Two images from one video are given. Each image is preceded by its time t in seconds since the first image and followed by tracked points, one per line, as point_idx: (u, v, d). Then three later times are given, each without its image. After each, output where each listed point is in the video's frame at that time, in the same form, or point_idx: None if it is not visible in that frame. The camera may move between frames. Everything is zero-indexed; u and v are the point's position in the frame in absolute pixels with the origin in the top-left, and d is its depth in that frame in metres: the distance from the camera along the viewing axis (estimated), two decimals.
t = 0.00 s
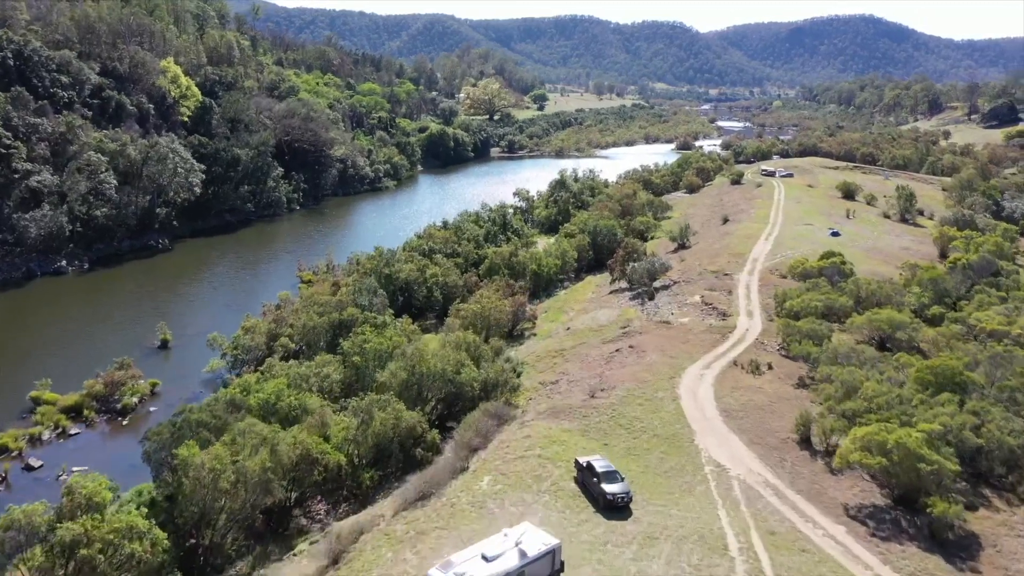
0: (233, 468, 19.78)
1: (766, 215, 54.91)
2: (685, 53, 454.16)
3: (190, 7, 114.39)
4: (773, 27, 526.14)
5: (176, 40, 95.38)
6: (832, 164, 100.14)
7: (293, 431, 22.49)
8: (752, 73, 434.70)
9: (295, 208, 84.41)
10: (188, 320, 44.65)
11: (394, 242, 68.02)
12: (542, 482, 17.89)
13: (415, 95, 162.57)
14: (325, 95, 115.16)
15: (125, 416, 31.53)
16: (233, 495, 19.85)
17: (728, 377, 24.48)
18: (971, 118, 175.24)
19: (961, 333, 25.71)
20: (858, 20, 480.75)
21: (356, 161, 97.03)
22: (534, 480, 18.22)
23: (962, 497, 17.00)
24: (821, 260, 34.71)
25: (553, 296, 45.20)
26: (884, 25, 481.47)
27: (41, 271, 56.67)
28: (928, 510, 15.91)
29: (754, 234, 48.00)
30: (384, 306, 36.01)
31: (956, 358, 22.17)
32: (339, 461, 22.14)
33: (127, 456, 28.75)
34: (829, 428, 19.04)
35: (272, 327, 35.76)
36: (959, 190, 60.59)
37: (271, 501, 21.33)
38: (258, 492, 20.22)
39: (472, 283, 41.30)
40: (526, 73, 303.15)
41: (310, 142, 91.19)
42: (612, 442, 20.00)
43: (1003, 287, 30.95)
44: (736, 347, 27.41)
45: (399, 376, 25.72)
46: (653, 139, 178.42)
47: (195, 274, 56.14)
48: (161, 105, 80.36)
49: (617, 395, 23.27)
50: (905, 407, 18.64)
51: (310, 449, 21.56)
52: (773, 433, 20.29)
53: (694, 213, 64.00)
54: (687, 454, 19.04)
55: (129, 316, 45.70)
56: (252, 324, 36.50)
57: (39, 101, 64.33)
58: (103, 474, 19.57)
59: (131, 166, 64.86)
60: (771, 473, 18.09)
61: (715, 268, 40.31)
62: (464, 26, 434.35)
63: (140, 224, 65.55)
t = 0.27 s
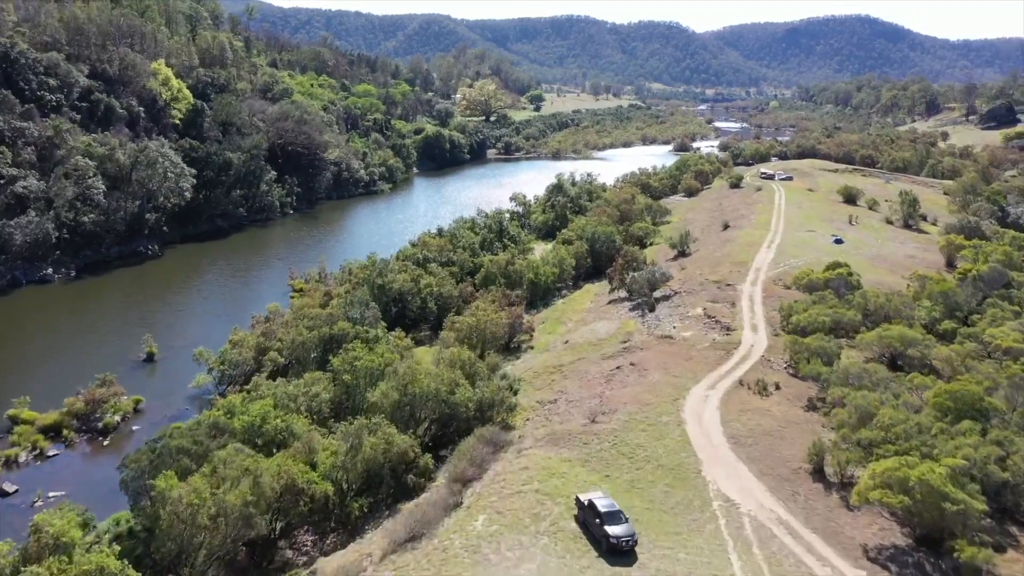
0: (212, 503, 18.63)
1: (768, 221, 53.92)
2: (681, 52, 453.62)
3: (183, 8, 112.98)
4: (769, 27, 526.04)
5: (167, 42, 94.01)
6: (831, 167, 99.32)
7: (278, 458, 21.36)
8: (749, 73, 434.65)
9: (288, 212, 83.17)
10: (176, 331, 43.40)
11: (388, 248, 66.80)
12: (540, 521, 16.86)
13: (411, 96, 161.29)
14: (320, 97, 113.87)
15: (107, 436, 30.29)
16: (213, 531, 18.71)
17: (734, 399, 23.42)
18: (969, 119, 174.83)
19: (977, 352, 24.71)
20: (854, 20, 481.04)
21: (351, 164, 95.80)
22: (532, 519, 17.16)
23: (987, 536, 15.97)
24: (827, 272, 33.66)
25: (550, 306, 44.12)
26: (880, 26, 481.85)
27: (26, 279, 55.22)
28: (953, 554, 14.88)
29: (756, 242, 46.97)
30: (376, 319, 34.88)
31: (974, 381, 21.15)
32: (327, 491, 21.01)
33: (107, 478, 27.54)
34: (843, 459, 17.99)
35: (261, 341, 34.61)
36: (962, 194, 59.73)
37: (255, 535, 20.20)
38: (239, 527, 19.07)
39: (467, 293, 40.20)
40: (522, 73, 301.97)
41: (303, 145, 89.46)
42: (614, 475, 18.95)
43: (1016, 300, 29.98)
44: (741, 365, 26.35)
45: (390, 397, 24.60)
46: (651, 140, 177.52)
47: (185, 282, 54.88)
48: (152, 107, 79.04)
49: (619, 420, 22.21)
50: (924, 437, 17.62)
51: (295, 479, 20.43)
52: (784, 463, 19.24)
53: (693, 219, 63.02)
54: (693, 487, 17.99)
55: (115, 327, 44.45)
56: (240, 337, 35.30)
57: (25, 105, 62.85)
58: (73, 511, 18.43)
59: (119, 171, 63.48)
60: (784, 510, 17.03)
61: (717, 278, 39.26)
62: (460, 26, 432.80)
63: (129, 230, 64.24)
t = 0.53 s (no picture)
0: (189, 542, 17.45)
1: (770, 227, 52.92)
2: (678, 53, 453.17)
3: (175, 9, 111.54)
4: (766, 28, 526.03)
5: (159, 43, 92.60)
6: (831, 170, 98.46)
7: (262, 490, 20.21)
8: (745, 74, 434.64)
9: (282, 217, 81.93)
10: (164, 342, 42.10)
11: (383, 254, 65.66)
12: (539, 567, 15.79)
13: (406, 98, 160.02)
14: (315, 99, 112.58)
15: (86, 457, 28.99)
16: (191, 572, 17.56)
17: (742, 424, 22.31)
18: (967, 121, 174.59)
19: (994, 373, 23.67)
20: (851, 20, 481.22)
21: (346, 167, 94.57)
22: (532, 565, 16.11)
23: None
24: (835, 284, 32.60)
25: (548, 316, 43.02)
26: (877, 26, 482.20)
27: (12, 287, 53.82)
28: None
29: (759, 249, 45.95)
30: (369, 333, 33.73)
31: (996, 409, 20.11)
32: (313, 524, 19.87)
33: (86, 503, 26.27)
34: (862, 496, 16.90)
35: (249, 356, 33.43)
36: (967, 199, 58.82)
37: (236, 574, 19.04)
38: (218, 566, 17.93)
39: (463, 304, 39.08)
40: (519, 74, 300.80)
41: (298, 148, 88.36)
42: (617, 512, 17.87)
43: None
44: (748, 384, 25.25)
45: (381, 420, 23.50)
46: (648, 141, 176.59)
47: (176, 291, 53.61)
48: (143, 110, 77.73)
49: (622, 449, 21.10)
50: (948, 472, 16.57)
51: (279, 513, 19.28)
52: (796, 498, 18.16)
53: (693, 224, 61.99)
54: (700, 526, 16.96)
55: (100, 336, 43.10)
56: (227, 352, 34.07)
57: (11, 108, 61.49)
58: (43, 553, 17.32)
59: (108, 176, 62.13)
60: (799, 551, 15.96)
61: (720, 289, 38.19)
62: (456, 26, 431.30)
63: (119, 236, 62.93)
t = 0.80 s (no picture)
0: None
1: (772, 234, 51.95)
2: (675, 53, 452.67)
3: (168, 10, 110.20)
4: (763, 28, 526.15)
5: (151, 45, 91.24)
6: (831, 173, 97.59)
7: (245, 526, 19.12)
8: (743, 74, 434.47)
9: (275, 222, 80.68)
10: (151, 355, 40.87)
11: (379, 261, 64.51)
12: None
13: (403, 99, 158.85)
14: (309, 101, 111.30)
15: (65, 481, 27.83)
16: None
17: (750, 451, 21.32)
18: (966, 122, 174.12)
19: (1013, 396, 22.68)
20: (848, 20, 481.69)
21: (341, 170, 93.38)
22: None
23: None
24: (843, 298, 31.57)
25: (547, 327, 41.99)
26: (874, 26, 482.69)
27: None
28: None
29: (762, 258, 44.92)
30: (361, 348, 32.60)
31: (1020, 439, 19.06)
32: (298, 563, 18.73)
33: (63, 530, 25.17)
34: (881, 538, 15.84)
35: (237, 372, 32.27)
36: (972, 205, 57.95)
37: None
38: None
39: (459, 317, 37.96)
40: (515, 74, 299.70)
41: (292, 151, 86.98)
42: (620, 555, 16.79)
43: None
44: (755, 407, 24.22)
45: (372, 447, 22.41)
46: (646, 143, 175.78)
47: (166, 299, 52.35)
48: (134, 114, 76.53)
49: (625, 481, 20.03)
50: (974, 512, 15.53)
51: (261, 551, 18.12)
52: (811, 538, 17.13)
53: (694, 230, 60.96)
54: (709, 570, 15.89)
55: (85, 348, 41.87)
56: (215, 368, 32.94)
57: None
58: None
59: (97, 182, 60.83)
60: None
61: (723, 300, 37.12)
62: (453, 26, 429.94)
63: (108, 243, 61.69)
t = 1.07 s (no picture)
0: None
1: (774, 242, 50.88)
2: (672, 53, 451.96)
3: (159, 11, 108.48)
4: (759, 28, 526.17)
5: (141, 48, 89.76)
6: (831, 177, 96.60)
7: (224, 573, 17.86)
8: (739, 74, 434.11)
9: (268, 227, 79.14)
10: (136, 371, 39.36)
11: (373, 269, 63.27)
12: None
13: (398, 101, 157.35)
14: (303, 103, 109.85)
15: (39, 512, 26.50)
16: None
17: (760, 486, 20.16)
18: (964, 124, 173.69)
19: None
20: (844, 21, 482.17)
21: (335, 175, 91.95)
22: None
23: None
24: (852, 315, 30.42)
25: (544, 341, 40.80)
26: (870, 27, 483.27)
27: None
28: None
29: (765, 269, 43.82)
30: (352, 368, 31.32)
31: None
32: None
33: (34, 567, 23.83)
34: None
35: (222, 393, 30.92)
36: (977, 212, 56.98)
37: None
38: None
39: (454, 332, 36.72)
40: (512, 74, 298.23)
41: (285, 156, 85.09)
42: None
43: None
44: (765, 436, 23.06)
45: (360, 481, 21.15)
46: (644, 145, 174.80)
47: (154, 310, 50.79)
48: (123, 118, 75.07)
49: (629, 521, 18.85)
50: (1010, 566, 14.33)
51: None
52: None
53: (693, 238, 59.86)
54: None
55: (67, 363, 40.45)
56: (199, 388, 31.62)
57: None
58: None
59: (83, 189, 59.29)
60: None
61: (726, 315, 35.97)
62: (449, 26, 428.04)
63: (95, 251, 59.96)
